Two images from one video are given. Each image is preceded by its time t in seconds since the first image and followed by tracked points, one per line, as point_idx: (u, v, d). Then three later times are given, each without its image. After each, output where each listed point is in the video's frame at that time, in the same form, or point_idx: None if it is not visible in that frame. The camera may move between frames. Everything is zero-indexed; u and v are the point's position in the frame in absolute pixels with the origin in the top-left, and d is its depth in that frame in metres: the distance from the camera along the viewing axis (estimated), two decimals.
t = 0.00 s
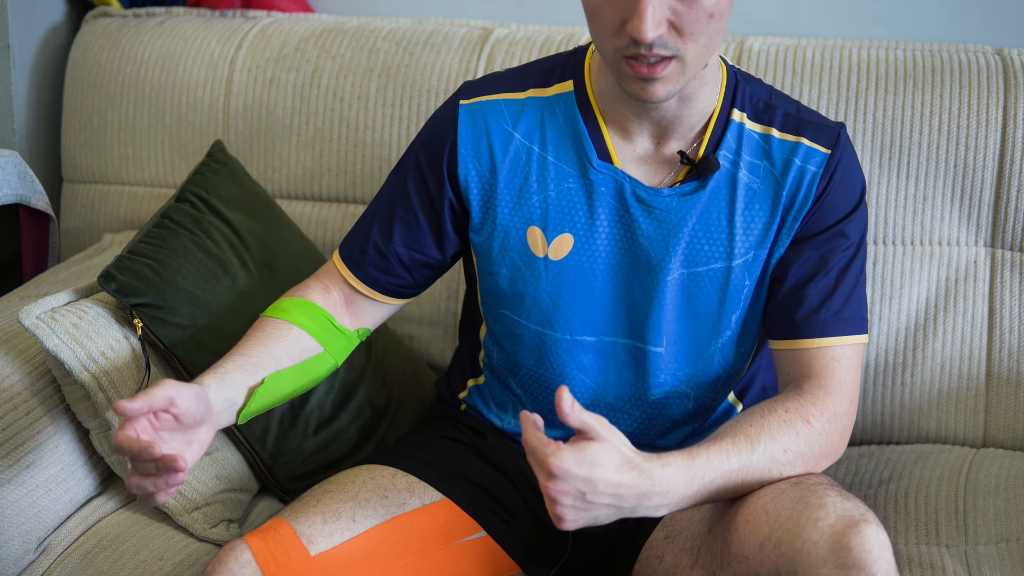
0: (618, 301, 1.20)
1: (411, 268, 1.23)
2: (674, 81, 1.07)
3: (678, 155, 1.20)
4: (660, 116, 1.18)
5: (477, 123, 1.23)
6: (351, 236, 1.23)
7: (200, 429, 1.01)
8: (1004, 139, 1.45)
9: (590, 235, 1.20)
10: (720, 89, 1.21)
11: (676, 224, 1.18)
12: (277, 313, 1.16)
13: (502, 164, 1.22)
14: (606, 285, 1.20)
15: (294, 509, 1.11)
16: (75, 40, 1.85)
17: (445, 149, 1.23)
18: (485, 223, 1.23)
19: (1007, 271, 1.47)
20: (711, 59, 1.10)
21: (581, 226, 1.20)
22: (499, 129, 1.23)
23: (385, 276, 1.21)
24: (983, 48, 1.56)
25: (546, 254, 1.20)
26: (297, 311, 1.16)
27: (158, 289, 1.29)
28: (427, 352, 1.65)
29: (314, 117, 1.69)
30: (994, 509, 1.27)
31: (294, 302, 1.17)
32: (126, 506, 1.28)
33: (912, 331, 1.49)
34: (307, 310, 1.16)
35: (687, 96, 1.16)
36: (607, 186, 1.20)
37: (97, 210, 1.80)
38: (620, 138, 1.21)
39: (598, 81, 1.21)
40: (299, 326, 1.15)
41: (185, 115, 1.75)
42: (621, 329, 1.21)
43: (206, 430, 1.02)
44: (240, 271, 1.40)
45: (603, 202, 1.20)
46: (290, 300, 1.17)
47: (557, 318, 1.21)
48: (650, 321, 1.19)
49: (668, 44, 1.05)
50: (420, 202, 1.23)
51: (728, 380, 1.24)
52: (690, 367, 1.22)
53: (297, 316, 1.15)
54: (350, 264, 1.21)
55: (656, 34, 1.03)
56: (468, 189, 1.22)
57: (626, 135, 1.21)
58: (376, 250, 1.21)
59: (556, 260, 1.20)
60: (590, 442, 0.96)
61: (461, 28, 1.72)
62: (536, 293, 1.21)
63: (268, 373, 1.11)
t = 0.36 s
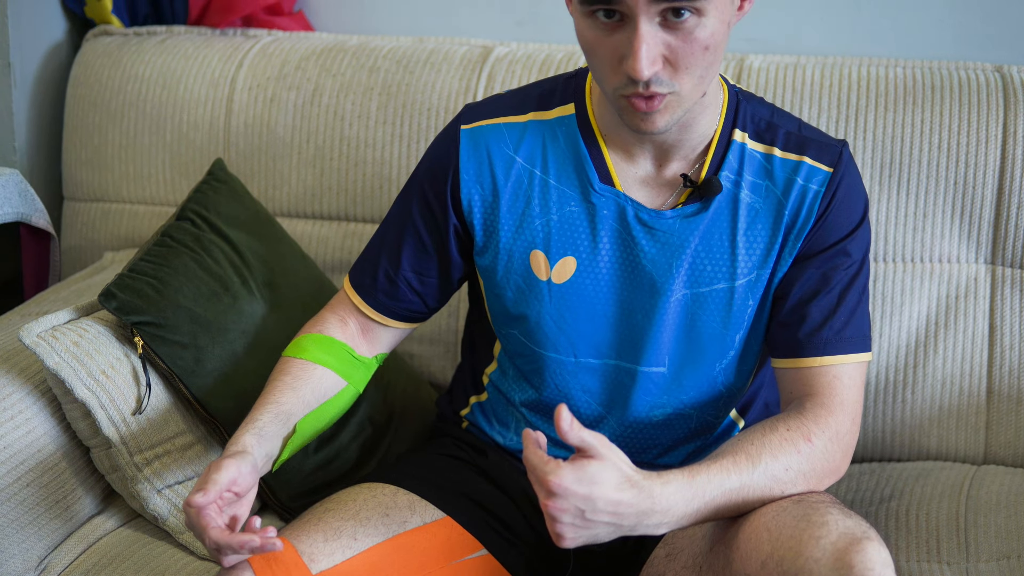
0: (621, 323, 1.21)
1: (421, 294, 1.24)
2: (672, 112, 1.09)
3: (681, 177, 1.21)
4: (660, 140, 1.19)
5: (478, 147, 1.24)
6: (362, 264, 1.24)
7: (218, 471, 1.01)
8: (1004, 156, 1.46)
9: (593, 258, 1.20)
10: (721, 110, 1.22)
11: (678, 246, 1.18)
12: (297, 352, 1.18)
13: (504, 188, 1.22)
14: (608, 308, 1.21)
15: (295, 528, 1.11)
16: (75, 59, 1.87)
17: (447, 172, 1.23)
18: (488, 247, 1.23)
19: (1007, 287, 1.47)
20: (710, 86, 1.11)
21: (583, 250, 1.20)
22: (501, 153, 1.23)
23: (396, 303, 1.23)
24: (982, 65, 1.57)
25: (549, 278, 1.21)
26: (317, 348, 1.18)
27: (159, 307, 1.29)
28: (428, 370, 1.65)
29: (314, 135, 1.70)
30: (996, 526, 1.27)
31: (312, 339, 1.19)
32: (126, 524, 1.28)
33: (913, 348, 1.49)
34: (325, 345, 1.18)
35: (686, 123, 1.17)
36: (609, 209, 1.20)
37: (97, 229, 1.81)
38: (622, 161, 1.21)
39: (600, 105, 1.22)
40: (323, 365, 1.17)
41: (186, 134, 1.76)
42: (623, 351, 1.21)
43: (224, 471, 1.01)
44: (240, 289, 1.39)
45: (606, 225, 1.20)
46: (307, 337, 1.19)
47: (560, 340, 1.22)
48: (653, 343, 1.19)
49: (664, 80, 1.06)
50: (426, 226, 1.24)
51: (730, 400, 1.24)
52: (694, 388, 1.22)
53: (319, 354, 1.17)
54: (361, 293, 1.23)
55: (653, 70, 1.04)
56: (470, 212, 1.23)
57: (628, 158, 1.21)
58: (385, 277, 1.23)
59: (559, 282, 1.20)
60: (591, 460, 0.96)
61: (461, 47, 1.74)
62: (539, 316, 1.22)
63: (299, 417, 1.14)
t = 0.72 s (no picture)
0: (620, 336, 1.21)
1: (418, 303, 1.25)
2: (627, 133, 1.10)
3: (681, 193, 1.22)
4: (654, 158, 1.20)
5: (479, 160, 1.24)
6: (359, 271, 1.24)
7: (211, 488, 1.00)
8: (1004, 169, 1.47)
9: (591, 271, 1.21)
10: (721, 126, 1.23)
11: (677, 260, 1.19)
12: (293, 354, 1.18)
13: (504, 200, 1.23)
14: (607, 320, 1.21)
15: (295, 541, 1.11)
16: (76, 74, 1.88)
17: (447, 184, 1.24)
18: (487, 259, 1.24)
19: (1007, 300, 1.47)
20: (677, 117, 1.11)
21: (582, 263, 1.21)
22: (501, 165, 1.24)
23: (392, 311, 1.23)
24: (982, 78, 1.58)
25: (548, 289, 1.21)
26: (312, 351, 1.18)
27: (159, 321, 1.29)
28: (428, 383, 1.65)
29: (314, 149, 1.71)
30: (997, 538, 1.27)
31: (306, 341, 1.19)
32: (126, 537, 1.28)
33: (913, 361, 1.49)
34: (321, 348, 1.18)
35: (678, 141, 1.18)
36: (608, 222, 1.21)
37: (98, 243, 1.81)
38: (621, 176, 1.23)
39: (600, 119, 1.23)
40: (318, 367, 1.17)
41: (187, 148, 1.77)
42: (622, 363, 1.21)
43: (217, 488, 1.00)
44: (241, 302, 1.40)
45: (605, 238, 1.20)
46: (301, 340, 1.19)
47: (559, 353, 1.22)
48: (651, 356, 1.20)
49: (616, 102, 1.07)
50: (424, 235, 1.24)
51: (729, 412, 1.24)
52: (693, 401, 1.22)
53: (315, 357, 1.18)
54: (358, 300, 1.23)
55: (601, 93, 1.05)
56: (469, 224, 1.23)
57: (628, 174, 1.23)
58: (382, 285, 1.23)
59: (558, 295, 1.21)
60: (590, 472, 0.96)
61: (461, 60, 1.75)
62: (537, 329, 1.22)
63: (293, 418, 1.14)
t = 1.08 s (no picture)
0: (621, 345, 1.21)
1: (416, 310, 1.25)
2: (622, 143, 1.11)
3: (682, 204, 1.22)
4: (654, 166, 1.21)
5: (480, 168, 1.24)
6: (358, 278, 1.24)
7: (204, 509, 1.00)
8: (1003, 178, 1.47)
9: (592, 280, 1.21)
10: (722, 137, 1.24)
11: (678, 269, 1.19)
12: (290, 361, 1.18)
13: (506, 209, 1.23)
14: (609, 329, 1.21)
15: (294, 551, 1.11)
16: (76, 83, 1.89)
17: (448, 192, 1.24)
18: (488, 268, 1.24)
19: (1007, 309, 1.48)
20: (673, 127, 1.12)
21: (583, 272, 1.21)
22: (503, 174, 1.24)
23: (390, 318, 1.23)
24: (981, 87, 1.58)
25: (550, 298, 1.22)
26: (308, 358, 1.18)
27: (159, 330, 1.29)
28: (428, 393, 1.66)
29: (313, 159, 1.72)
30: (997, 547, 1.27)
31: (303, 349, 1.19)
32: (126, 547, 1.28)
33: (913, 370, 1.50)
34: (317, 356, 1.18)
35: (678, 149, 1.19)
36: (609, 231, 1.21)
37: (98, 252, 1.82)
38: (623, 186, 1.23)
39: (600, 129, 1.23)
40: (315, 375, 1.17)
41: (187, 158, 1.77)
42: (623, 372, 1.22)
43: (211, 509, 1.00)
44: (241, 312, 1.41)
45: (607, 248, 1.21)
46: (297, 348, 1.20)
47: (560, 361, 1.22)
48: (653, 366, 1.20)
49: (610, 110, 1.08)
50: (425, 242, 1.24)
51: (729, 421, 1.25)
52: (693, 410, 1.22)
53: (311, 365, 1.18)
54: (356, 307, 1.23)
55: (595, 101, 1.06)
56: (471, 233, 1.24)
57: (629, 184, 1.23)
58: (381, 292, 1.23)
59: (559, 304, 1.21)
60: (591, 480, 0.96)
61: (461, 70, 1.76)
62: (538, 337, 1.22)
63: (288, 426, 1.14)
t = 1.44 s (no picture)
0: (623, 356, 1.22)
1: (409, 316, 1.23)
2: (623, 152, 1.11)
3: (685, 214, 1.23)
4: (657, 177, 1.22)
5: (483, 177, 1.25)
6: (351, 281, 1.23)
7: (229, 518, 0.96)
8: (1002, 188, 1.48)
9: (594, 290, 1.21)
10: (724, 148, 1.24)
11: (680, 280, 1.20)
12: (278, 357, 1.17)
13: (509, 218, 1.24)
14: (610, 339, 1.22)
15: (294, 562, 1.11)
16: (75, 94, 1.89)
17: (450, 201, 1.25)
18: (490, 277, 1.25)
19: (1006, 319, 1.48)
20: (675, 138, 1.12)
21: (585, 282, 1.22)
22: (506, 183, 1.25)
23: (382, 323, 1.21)
24: (980, 97, 1.59)
25: (551, 307, 1.22)
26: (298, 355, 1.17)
27: (159, 342, 1.30)
28: (427, 404, 1.66)
29: (313, 170, 1.72)
30: (997, 557, 1.27)
31: (291, 346, 1.18)
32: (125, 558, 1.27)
33: (912, 381, 1.50)
34: (306, 353, 1.17)
35: (680, 160, 1.20)
36: (611, 241, 1.21)
37: (97, 263, 1.82)
38: (626, 197, 1.23)
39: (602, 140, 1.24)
40: (304, 373, 1.16)
41: (186, 169, 1.78)
42: (624, 382, 1.22)
43: (236, 518, 0.97)
44: (240, 324, 1.42)
45: (609, 258, 1.21)
46: (286, 345, 1.18)
47: (561, 371, 1.23)
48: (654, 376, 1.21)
49: (612, 119, 1.08)
50: (423, 249, 1.24)
51: (728, 432, 1.25)
52: (694, 421, 1.23)
53: (301, 363, 1.16)
54: (348, 310, 1.21)
55: (598, 110, 1.07)
56: (472, 242, 1.24)
57: (632, 195, 1.23)
58: (375, 295, 1.21)
59: (560, 313, 1.22)
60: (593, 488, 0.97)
61: (460, 81, 1.77)
62: (539, 347, 1.23)
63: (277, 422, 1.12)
